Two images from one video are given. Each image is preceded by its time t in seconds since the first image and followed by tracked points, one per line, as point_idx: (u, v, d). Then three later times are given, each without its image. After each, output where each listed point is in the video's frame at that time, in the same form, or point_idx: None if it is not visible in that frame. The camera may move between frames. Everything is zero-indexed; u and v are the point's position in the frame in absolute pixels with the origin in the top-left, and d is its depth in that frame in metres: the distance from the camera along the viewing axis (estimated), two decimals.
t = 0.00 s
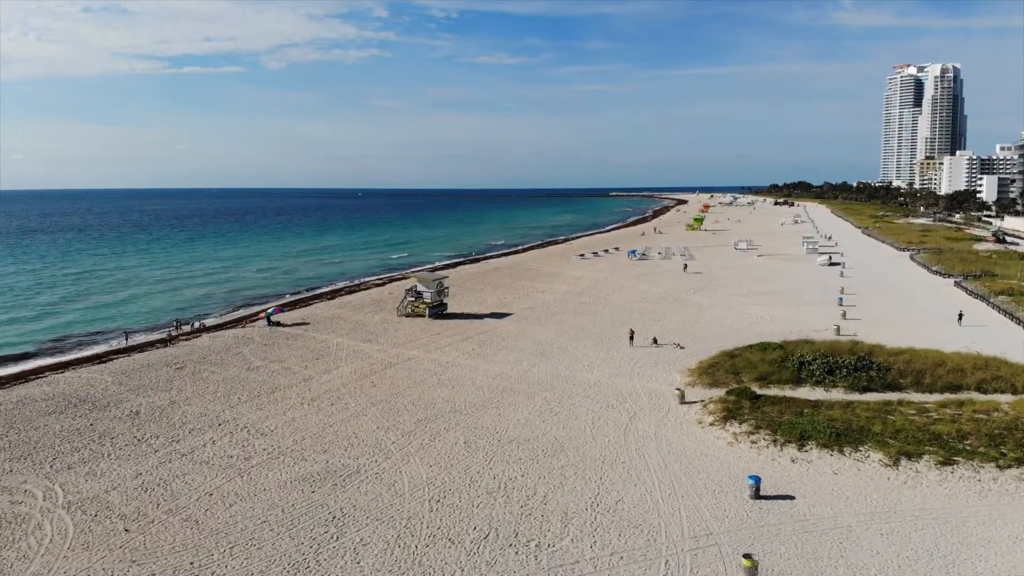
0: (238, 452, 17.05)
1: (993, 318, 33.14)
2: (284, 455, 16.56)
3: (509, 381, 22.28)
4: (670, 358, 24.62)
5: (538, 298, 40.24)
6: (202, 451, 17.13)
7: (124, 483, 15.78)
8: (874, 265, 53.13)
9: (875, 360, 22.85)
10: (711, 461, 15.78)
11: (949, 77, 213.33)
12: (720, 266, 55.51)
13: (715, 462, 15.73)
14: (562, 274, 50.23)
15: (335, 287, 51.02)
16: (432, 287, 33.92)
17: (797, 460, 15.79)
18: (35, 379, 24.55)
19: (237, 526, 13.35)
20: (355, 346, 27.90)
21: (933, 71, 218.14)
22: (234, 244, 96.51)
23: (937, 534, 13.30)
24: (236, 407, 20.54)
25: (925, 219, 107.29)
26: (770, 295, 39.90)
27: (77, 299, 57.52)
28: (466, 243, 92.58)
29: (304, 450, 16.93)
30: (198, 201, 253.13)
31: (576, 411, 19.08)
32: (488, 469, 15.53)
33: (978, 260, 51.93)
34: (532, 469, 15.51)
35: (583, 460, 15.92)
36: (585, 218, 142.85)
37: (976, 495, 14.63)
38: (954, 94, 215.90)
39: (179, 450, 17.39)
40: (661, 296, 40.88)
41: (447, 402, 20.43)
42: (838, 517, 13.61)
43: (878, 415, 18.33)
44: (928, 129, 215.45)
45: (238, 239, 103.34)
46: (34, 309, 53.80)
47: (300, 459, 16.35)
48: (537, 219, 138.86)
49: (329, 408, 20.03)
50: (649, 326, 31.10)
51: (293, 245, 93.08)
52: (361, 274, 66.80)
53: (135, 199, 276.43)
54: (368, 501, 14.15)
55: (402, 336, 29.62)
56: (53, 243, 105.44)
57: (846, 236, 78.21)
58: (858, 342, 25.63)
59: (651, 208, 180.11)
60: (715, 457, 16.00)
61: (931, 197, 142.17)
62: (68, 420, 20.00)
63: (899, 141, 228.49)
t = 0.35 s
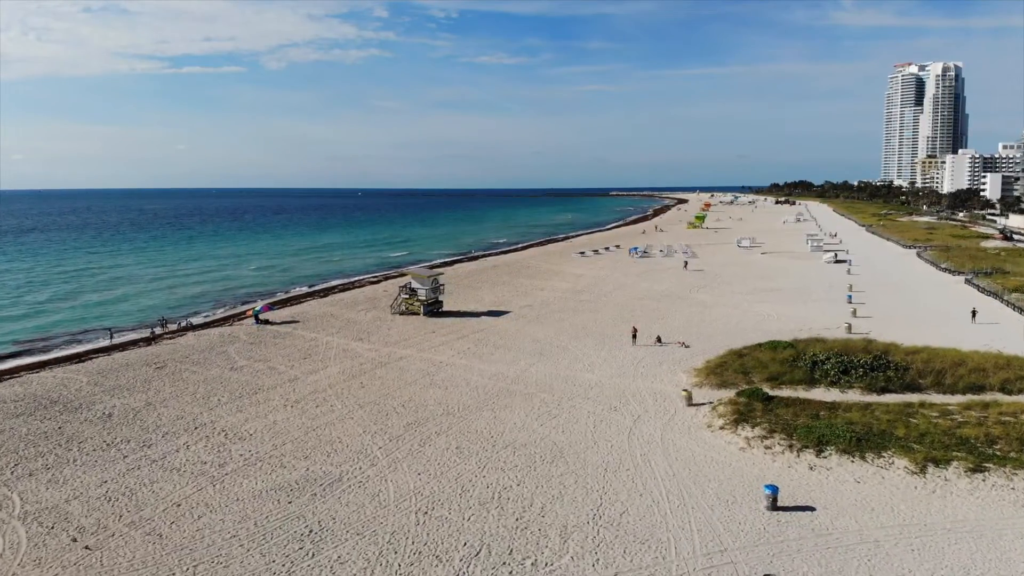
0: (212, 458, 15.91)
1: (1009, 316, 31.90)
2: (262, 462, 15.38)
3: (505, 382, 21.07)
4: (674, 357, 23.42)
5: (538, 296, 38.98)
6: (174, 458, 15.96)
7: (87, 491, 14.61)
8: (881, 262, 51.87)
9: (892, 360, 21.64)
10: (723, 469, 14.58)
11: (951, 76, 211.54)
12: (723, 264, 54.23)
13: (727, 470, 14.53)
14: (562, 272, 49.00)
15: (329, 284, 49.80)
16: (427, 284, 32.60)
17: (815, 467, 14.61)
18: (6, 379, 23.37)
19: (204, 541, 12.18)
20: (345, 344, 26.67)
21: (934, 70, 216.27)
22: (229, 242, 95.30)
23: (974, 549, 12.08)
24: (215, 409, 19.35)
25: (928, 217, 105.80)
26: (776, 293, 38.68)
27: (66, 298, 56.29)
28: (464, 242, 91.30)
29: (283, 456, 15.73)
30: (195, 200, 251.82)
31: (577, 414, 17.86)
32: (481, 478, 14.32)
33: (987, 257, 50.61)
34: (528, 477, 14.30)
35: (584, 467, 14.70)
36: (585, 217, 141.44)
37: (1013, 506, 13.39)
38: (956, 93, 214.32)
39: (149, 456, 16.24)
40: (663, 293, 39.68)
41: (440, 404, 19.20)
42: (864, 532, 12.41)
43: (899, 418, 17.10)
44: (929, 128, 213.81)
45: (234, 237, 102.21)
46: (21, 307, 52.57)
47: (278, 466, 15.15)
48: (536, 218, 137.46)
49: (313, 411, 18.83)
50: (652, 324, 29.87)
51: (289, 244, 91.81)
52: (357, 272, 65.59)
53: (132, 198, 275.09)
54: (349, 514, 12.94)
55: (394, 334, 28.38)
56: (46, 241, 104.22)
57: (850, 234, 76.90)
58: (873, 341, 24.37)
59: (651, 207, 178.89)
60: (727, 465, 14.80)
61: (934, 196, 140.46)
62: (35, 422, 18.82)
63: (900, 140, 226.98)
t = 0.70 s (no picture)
0: (185, 465, 14.87)
1: None
2: (238, 470, 14.30)
3: (501, 382, 19.97)
4: (679, 357, 22.34)
5: (536, 293, 37.87)
6: (145, 465, 14.90)
7: (47, 500, 13.55)
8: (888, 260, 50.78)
9: (910, 358, 20.51)
10: (735, 476, 13.51)
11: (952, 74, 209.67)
12: (725, 262, 53.13)
13: (739, 478, 13.46)
14: (561, 269, 47.91)
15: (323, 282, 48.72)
16: (421, 280, 31.30)
17: (835, 474, 13.55)
18: None
19: (168, 558, 11.12)
20: (335, 342, 25.59)
21: (935, 68, 214.50)
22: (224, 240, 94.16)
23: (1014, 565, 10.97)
24: (193, 412, 18.27)
25: (931, 215, 104.29)
26: (782, 290, 37.59)
27: (55, 295, 55.16)
28: (462, 240, 90.18)
29: (261, 463, 14.64)
30: (192, 199, 250.17)
31: (577, 416, 16.79)
32: (473, 487, 13.22)
33: (997, 254, 49.48)
34: (525, 485, 13.22)
35: (585, 474, 13.64)
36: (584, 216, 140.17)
37: None
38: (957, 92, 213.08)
39: (118, 462, 15.23)
40: (666, 291, 38.61)
41: (432, 406, 18.09)
42: (893, 547, 11.32)
43: (921, 421, 16.00)
44: (930, 127, 212.46)
45: (230, 236, 101.16)
46: (8, 305, 51.43)
47: (255, 475, 14.06)
48: (535, 217, 136.23)
49: (297, 413, 17.73)
50: (655, 322, 28.77)
51: (285, 242, 90.67)
52: (353, 270, 64.55)
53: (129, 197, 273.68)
54: (328, 527, 11.86)
55: (387, 332, 27.24)
56: (39, 239, 102.98)
57: (854, 231, 75.66)
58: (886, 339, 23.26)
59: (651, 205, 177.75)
60: (739, 471, 13.74)
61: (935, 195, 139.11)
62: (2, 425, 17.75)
63: (901, 139, 225.75)
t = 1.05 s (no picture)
0: (154, 474, 13.83)
1: None
2: (211, 480, 13.29)
3: (496, 383, 18.86)
4: (684, 356, 21.24)
5: (535, 291, 36.75)
6: (111, 474, 13.87)
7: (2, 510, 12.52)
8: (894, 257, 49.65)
9: (930, 357, 19.37)
10: (748, 486, 12.42)
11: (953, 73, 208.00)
12: (728, 260, 52.01)
13: (752, 487, 12.38)
14: (561, 267, 46.81)
15: (317, 279, 47.60)
16: (416, 277, 30.10)
17: (858, 483, 12.47)
18: None
19: None
20: (324, 341, 24.48)
21: (936, 66, 212.99)
22: (220, 239, 93.06)
23: None
24: (169, 416, 17.22)
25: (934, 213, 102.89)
26: (788, 288, 36.51)
27: (44, 294, 54.05)
28: (460, 238, 89.04)
29: (235, 473, 13.59)
30: (189, 198, 248.92)
31: (577, 419, 15.70)
32: (464, 498, 12.13)
33: (1006, 251, 48.27)
34: (520, 495, 12.15)
35: (585, 483, 12.58)
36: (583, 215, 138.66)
37: None
38: (958, 90, 211.58)
39: (82, 469, 14.22)
40: (668, 289, 37.52)
41: (423, 408, 16.98)
42: (925, 567, 10.20)
43: (947, 425, 14.85)
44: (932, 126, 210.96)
45: (226, 234, 100.17)
46: None
47: (227, 486, 13.01)
48: (534, 215, 134.81)
49: (279, 417, 16.67)
50: (659, 320, 27.67)
51: (280, 240, 89.51)
52: (349, 268, 63.39)
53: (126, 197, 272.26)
54: (302, 543, 10.79)
55: (379, 330, 26.10)
56: (33, 238, 101.96)
57: (858, 229, 74.39)
58: (901, 337, 22.12)
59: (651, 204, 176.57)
60: (752, 480, 12.66)
61: (937, 194, 137.71)
62: None
63: (902, 139, 224.29)
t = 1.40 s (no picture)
0: (114, 485, 12.69)
1: None
2: (175, 493, 12.16)
3: (489, 384, 17.64)
4: (689, 355, 20.06)
5: (532, 289, 35.54)
6: (67, 485, 12.73)
7: None
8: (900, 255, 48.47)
9: (950, 356, 18.19)
10: (765, 499, 11.25)
11: (953, 72, 206.39)
12: (730, 257, 50.82)
13: (769, 499, 11.22)
14: (560, 264, 45.61)
15: (310, 277, 46.37)
16: (408, 273, 28.83)
17: (886, 494, 11.30)
18: None
19: None
20: (310, 339, 23.28)
21: (936, 65, 211.55)
22: (213, 237, 91.84)
23: None
24: (138, 421, 16.07)
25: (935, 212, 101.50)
26: (794, 285, 35.34)
27: (29, 291, 52.82)
28: (457, 237, 87.79)
29: (202, 485, 12.45)
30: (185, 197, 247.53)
31: (576, 423, 14.52)
32: (450, 513, 10.96)
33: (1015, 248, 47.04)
34: (513, 509, 11.00)
35: (584, 494, 11.42)
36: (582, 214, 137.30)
37: None
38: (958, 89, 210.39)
39: (36, 477, 13.09)
40: (670, 286, 36.35)
41: (411, 410, 15.77)
42: None
43: (978, 428, 13.63)
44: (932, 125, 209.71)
45: (221, 232, 98.98)
46: None
47: (192, 499, 11.88)
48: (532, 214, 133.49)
49: (255, 421, 15.47)
50: (661, 318, 26.48)
51: (275, 238, 88.27)
52: (343, 265, 62.17)
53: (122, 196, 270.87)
54: (267, 566, 9.64)
55: (369, 327, 24.88)
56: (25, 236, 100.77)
57: (861, 227, 73.12)
58: (918, 335, 20.91)
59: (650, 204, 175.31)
60: (769, 492, 11.49)
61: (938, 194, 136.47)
62: None
63: (901, 138, 223.10)
